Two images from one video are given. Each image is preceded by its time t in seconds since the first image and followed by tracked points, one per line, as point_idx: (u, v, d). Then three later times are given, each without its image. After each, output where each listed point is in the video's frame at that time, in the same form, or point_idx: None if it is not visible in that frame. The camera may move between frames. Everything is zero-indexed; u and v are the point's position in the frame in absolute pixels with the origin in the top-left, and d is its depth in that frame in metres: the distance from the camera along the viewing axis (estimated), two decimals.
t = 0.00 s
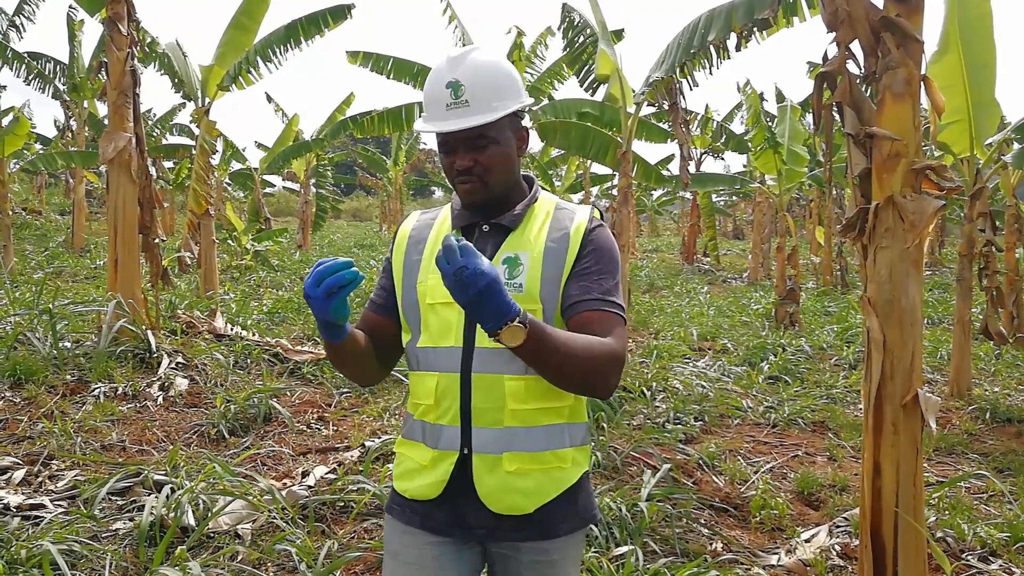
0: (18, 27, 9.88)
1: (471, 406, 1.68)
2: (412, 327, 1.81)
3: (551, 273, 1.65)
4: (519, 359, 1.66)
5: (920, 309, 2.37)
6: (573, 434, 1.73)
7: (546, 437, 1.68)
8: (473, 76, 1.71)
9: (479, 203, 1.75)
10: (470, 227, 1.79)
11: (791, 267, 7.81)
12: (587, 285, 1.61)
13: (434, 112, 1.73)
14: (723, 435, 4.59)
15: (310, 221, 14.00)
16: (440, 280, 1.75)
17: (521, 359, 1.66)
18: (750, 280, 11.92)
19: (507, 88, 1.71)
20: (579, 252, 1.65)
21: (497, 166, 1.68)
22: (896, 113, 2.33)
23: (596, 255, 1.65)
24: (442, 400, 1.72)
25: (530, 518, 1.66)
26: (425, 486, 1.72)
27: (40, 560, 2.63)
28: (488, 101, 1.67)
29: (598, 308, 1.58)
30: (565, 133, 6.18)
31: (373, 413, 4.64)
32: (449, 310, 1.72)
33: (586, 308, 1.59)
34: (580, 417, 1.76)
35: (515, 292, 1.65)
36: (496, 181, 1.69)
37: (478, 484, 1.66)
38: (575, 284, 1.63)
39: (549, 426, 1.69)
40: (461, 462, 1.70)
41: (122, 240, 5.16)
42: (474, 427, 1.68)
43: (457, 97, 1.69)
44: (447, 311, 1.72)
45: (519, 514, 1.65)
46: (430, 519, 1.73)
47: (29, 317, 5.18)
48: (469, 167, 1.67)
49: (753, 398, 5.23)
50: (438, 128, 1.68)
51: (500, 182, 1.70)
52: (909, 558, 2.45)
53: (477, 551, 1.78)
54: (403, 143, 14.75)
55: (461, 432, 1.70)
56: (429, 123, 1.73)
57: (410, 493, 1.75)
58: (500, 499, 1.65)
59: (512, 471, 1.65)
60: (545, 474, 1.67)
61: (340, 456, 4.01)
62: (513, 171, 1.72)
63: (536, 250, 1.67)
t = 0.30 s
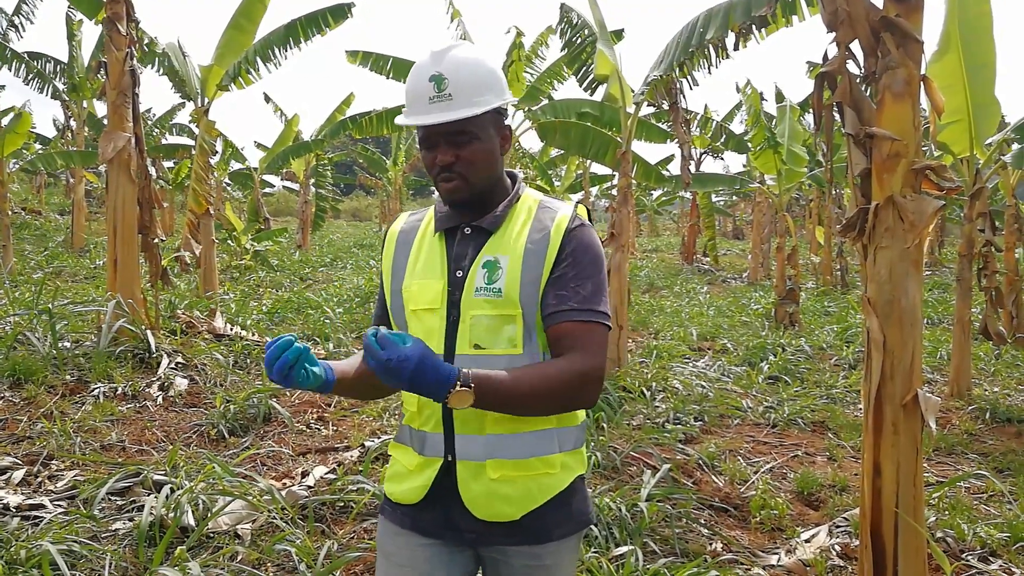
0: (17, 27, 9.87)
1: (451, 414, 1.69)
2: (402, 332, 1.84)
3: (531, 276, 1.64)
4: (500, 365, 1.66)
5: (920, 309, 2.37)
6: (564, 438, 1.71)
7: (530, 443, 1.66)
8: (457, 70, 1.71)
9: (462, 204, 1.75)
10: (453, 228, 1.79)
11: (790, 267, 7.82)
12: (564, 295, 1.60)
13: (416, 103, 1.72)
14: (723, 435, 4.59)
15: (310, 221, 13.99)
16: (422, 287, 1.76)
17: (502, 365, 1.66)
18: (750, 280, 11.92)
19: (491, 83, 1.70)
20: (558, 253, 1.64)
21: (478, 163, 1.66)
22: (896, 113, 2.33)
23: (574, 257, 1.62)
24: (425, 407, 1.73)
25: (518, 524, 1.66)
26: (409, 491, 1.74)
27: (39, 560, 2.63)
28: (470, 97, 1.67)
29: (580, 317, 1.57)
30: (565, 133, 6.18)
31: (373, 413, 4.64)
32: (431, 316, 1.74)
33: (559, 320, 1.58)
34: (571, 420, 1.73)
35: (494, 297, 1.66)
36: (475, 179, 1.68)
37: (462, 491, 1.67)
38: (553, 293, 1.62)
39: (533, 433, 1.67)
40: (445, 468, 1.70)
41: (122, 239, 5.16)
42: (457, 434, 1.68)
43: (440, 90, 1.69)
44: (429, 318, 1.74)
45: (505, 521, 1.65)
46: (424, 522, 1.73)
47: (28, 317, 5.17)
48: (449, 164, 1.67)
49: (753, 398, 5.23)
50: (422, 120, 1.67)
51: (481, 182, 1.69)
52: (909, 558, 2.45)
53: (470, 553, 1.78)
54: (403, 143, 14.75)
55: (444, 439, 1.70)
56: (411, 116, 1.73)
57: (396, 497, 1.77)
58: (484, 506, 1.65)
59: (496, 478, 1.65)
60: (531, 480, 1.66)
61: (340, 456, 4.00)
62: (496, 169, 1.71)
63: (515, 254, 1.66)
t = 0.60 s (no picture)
0: (23, 33, 9.92)
1: (457, 419, 1.69)
2: (397, 339, 1.81)
3: (540, 280, 1.66)
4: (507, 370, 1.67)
5: (924, 316, 2.37)
6: (563, 445, 1.73)
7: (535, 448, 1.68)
8: (483, 61, 1.73)
9: (467, 201, 1.78)
10: (453, 234, 1.79)
11: (793, 274, 7.81)
12: (581, 300, 1.64)
13: (438, 85, 1.69)
14: (726, 442, 4.58)
15: (313, 226, 14.01)
16: (423, 292, 1.74)
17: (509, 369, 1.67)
18: (752, 287, 11.91)
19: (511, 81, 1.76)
20: (566, 257, 1.67)
21: (495, 154, 1.71)
22: (899, 120, 2.34)
23: (584, 263, 1.66)
24: (429, 414, 1.72)
25: (521, 532, 1.66)
26: (411, 501, 1.72)
27: (42, 566, 2.63)
28: (497, 88, 1.70)
29: (597, 321, 1.63)
30: (568, 140, 6.20)
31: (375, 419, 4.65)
32: (433, 322, 1.72)
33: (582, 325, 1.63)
34: (571, 428, 1.76)
35: (503, 301, 1.66)
36: (494, 165, 1.72)
37: (467, 498, 1.66)
38: (568, 299, 1.66)
39: (538, 438, 1.68)
40: (449, 476, 1.70)
41: (126, 245, 5.18)
42: (462, 440, 1.68)
43: (469, 74, 1.69)
44: (432, 323, 1.72)
45: (509, 529, 1.65)
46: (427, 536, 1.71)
47: (32, 322, 5.19)
48: (469, 147, 1.70)
49: (755, 405, 5.22)
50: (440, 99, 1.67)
51: (495, 176, 1.74)
52: (913, 566, 2.44)
53: (469, 565, 1.78)
54: (406, 149, 14.79)
55: (449, 446, 1.70)
56: (431, 97, 1.70)
57: (397, 508, 1.75)
58: (489, 514, 1.65)
59: (501, 485, 1.65)
60: (535, 486, 1.67)
61: (342, 462, 4.00)
62: (506, 168, 1.76)
63: (523, 258, 1.68)
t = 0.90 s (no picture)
0: (20, 37, 9.91)
1: (478, 416, 1.71)
2: (402, 335, 1.77)
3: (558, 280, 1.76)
4: (527, 367, 1.72)
5: (921, 318, 2.37)
6: (570, 444, 1.79)
7: (548, 446, 1.73)
8: (504, 79, 1.78)
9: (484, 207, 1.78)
10: (466, 234, 1.81)
11: (791, 276, 7.82)
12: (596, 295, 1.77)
13: (464, 102, 1.72)
14: (724, 444, 4.58)
15: (311, 229, 14.00)
16: (440, 288, 1.74)
17: (529, 367, 1.72)
18: (750, 288, 11.92)
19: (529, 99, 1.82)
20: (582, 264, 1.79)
21: (519, 169, 1.73)
22: (896, 122, 2.35)
23: (598, 266, 1.79)
24: (447, 411, 1.71)
25: (533, 530, 1.70)
26: (426, 502, 1.69)
27: (39, 569, 2.62)
28: (520, 105, 1.76)
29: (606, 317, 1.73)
30: (566, 142, 6.19)
31: (373, 422, 4.64)
32: (452, 318, 1.73)
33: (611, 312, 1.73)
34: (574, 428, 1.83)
35: (525, 300, 1.73)
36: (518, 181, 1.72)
37: (485, 497, 1.68)
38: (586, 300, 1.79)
39: (551, 435, 1.74)
40: (465, 475, 1.71)
41: (124, 248, 5.18)
42: (480, 437, 1.71)
43: (494, 92, 1.74)
44: (451, 320, 1.73)
45: (523, 526, 1.69)
46: (432, 539, 1.71)
47: (29, 325, 5.18)
48: (497, 165, 1.70)
49: (753, 407, 5.22)
50: (471, 118, 1.69)
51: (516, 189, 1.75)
52: (911, 567, 2.44)
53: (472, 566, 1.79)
54: (403, 152, 14.79)
55: (467, 443, 1.71)
56: (457, 115, 1.71)
57: (409, 510, 1.71)
58: (505, 512, 1.67)
59: (519, 482, 1.69)
60: (546, 484, 1.72)
61: (340, 465, 3.99)
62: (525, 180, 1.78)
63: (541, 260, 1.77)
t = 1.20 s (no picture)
0: (20, 32, 9.89)
1: (493, 420, 1.71)
2: (416, 336, 1.75)
3: (573, 288, 1.78)
4: (542, 371, 1.72)
5: (921, 315, 2.38)
6: (575, 442, 1.83)
7: (558, 447, 1.77)
8: (524, 78, 1.78)
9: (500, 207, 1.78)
10: (481, 235, 1.79)
11: (791, 273, 7.82)
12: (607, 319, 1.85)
13: (484, 101, 1.72)
14: (724, 441, 4.58)
15: (311, 226, 13.98)
16: (454, 290, 1.72)
17: (543, 371, 1.73)
18: (750, 286, 11.92)
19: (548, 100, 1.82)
20: (597, 276, 1.81)
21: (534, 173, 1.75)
22: (897, 120, 2.34)
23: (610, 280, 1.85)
24: (460, 414, 1.71)
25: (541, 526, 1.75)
26: (439, 502, 1.70)
27: (39, 565, 2.63)
28: (539, 108, 1.76)
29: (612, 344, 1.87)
30: (566, 139, 6.17)
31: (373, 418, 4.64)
32: (467, 321, 1.71)
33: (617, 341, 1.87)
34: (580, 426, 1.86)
35: (541, 305, 1.73)
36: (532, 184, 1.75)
37: (496, 497, 1.70)
38: (598, 317, 1.85)
39: (560, 436, 1.78)
40: (478, 476, 1.71)
41: (123, 244, 5.18)
42: (494, 440, 1.71)
43: (514, 93, 1.73)
44: (466, 322, 1.71)
45: (532, 523, 1.74)
46: (438, 536, 1.73)
47: (29, 321, 5.18)
48: (513, 167, 1.71)
49: (753, 404, 5.22)
50: (492, 121, 1.69)
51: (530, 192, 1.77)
52: (910, 563, 2.44)
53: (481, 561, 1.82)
54: (403, 148, 14.77)
55: (480, 446, 1.71)
56: (476, 114, 1.72)
57: (421, 510, 1.72)
58: (517, 511, 1.71)
59: (529, 481, 1.72)
60: (557, 482, 1.77)
61: (340, 461, 4.00)
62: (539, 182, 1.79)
63: (556, 265, 1.77)
